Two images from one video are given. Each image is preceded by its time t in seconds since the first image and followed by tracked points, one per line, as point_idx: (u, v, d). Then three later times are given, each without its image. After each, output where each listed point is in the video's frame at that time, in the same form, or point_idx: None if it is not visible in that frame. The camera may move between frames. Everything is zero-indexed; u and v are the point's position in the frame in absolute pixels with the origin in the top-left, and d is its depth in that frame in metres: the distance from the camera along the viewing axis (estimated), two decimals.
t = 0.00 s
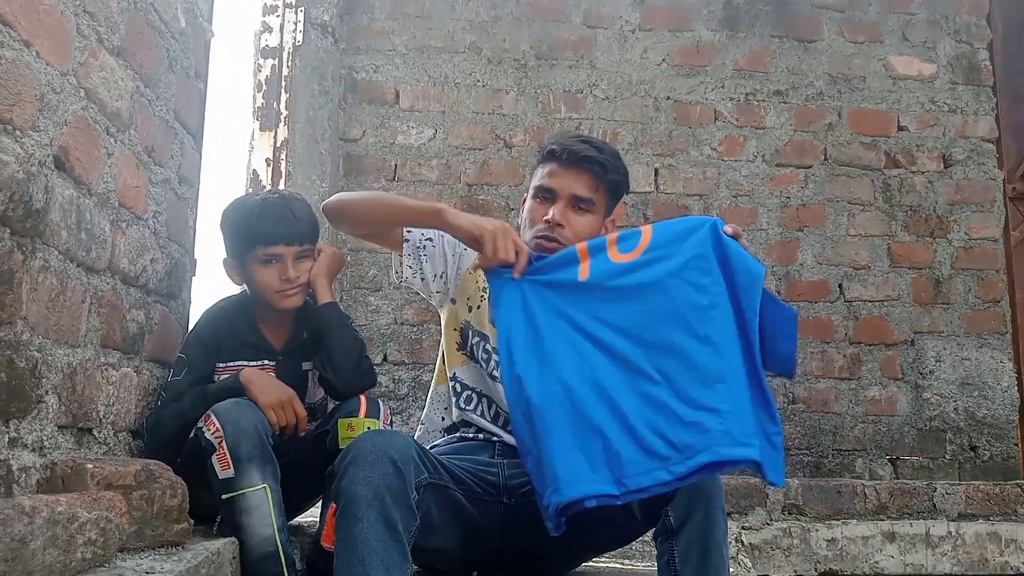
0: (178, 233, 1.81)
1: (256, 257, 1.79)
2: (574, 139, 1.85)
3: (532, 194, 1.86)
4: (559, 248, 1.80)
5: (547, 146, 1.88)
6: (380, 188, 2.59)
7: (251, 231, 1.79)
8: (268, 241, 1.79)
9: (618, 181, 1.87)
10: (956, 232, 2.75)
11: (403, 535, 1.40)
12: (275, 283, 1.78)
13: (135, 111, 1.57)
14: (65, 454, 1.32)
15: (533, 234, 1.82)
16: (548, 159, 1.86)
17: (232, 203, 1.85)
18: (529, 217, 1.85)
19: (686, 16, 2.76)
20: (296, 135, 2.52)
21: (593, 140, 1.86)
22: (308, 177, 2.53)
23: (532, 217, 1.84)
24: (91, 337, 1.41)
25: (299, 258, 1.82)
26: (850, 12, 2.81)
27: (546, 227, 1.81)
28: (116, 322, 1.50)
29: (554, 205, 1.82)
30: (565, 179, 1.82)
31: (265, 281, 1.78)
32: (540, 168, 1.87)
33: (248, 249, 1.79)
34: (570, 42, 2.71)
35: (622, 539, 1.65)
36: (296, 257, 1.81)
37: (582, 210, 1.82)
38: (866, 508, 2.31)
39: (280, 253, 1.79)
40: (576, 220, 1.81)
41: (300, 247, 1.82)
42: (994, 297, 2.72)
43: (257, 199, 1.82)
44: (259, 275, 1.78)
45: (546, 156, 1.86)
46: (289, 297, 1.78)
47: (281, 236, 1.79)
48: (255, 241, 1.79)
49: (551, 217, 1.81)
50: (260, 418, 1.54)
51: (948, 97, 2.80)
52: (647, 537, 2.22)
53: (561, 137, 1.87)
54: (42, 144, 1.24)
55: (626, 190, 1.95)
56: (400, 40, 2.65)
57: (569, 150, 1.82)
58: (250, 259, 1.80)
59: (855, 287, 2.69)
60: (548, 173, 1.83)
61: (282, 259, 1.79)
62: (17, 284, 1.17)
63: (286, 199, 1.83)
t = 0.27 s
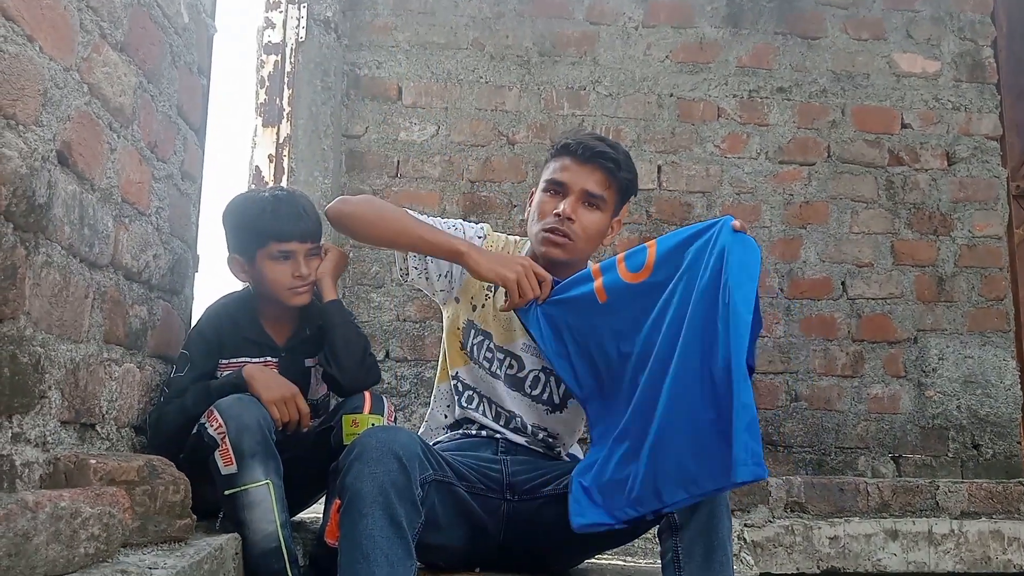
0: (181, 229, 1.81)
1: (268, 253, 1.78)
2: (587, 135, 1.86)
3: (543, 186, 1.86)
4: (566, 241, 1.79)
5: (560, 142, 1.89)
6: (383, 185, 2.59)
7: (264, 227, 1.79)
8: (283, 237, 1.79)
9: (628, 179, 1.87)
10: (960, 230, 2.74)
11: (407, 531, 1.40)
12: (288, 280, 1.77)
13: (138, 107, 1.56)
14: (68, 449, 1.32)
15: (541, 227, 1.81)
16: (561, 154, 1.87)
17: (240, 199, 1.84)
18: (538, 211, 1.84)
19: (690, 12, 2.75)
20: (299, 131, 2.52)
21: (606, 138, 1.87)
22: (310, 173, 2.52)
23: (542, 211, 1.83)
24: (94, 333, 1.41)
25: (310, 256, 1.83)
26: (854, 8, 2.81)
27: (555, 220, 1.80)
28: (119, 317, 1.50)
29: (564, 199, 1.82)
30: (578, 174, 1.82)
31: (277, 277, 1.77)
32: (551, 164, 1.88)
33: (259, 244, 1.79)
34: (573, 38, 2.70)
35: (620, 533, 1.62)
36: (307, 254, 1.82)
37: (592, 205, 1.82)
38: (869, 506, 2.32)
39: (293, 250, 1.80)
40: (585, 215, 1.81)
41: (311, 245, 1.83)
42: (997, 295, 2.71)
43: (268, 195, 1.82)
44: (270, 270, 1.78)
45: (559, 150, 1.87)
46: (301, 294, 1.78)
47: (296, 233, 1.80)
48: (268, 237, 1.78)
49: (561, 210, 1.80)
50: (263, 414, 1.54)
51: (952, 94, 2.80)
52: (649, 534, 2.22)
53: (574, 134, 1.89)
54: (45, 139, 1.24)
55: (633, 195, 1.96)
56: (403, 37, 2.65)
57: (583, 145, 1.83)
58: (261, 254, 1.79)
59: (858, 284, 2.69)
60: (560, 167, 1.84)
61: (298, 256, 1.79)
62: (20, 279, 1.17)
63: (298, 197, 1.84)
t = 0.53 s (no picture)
0: (183, 226, 1.81)
1: (281, 252, 1.77)
2: (613, 145, 1.86)
3: (563, 190, 1.83)
4: (583, 251, 1.79)
5: (581, 144, 1.87)
6: (385, 183, 2.59)
7: (278, 227, 1.78)
8: (297, 236, 1.78)
9: (644, 195, 1.89)
10: (962, 228, 2.74)
11: (408, 528, 1.40)
12: (300, 280, 1.76)
13: (141, 104, 1.57)
14: (71, 446, 1.33)
15: (562, 234, 1.80)
16: (585, 159, 1.85)
17: (254, 198, 1.84)
18: (557, 213, 1.82)
19: (693, 10, 2.75)
20: (301, 129, 2.52)
21: (629, 149, 1.87)
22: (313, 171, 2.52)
23: (562, 216, 1.81)
24: (96, 329, 1.41)
25: (323, 255, 1.81)
26: (857, 7, 2.80)
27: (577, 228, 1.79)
28: (122, 314, 1.50)
29: (587, 207, 1.81)
30: (603, 184, 1.81)
31: (289, 276, 1.76)
32: (572, 166, 1.85)
33: (272, 244, 1.78)
34: (576, 36, 2.70)
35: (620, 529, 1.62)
36: (320, 253, 1.80)
37: (613, 220, 1.82)
38: (870, 505, 2.32)
39: (306, 250, 1.78)
40: (606, 227, 1.82)
41: (323, 244, 1.82)
42: (1000, 294, 2.71)
43: (277, 196, 1.82)
44: (282, 269, 1.76)
45: (581, 155, 1.85)
46: (312, 294, 1.77)
47: (308, 233, 1.79)
48: (281, 237, 1.78)
49: (586, 219, 1.79)
50: (265, 411, 1.54)
51: (955, 93, 2.79)
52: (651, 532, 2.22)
53: (597, 140, 1.87)
54: (48, 135, 1.24)
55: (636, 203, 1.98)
56: (405, 34, 2.65)
57: (612, 156, 1.83)
58: (274, 253, 1.78)
59: (861, 283, 2.69)
60: (586, 174, 1.82)
61: (310, 256, 1.78)
62: (22, 275, 1.17)
63: (307, 197, 1.84)
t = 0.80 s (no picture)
0: (182, 224, 1.80)
1: (277, 250, 1.81)
2: (615, 145, 1.86)
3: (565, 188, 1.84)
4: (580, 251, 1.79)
5: (585, 144, 1.88)
6: (384, 181, 2.59)
7: (274, 225, 1.82)
8: (293, 234, 1.82)
9: (645, 197, 1.90)
10: (961, 228, 2.74)
11: (407, 526, 1.40)
12: (297, 277, 1.79)
13: (140, 101, 1.56)
14: (69, 443, 1.32)
15: (560, 231, 1.80)
16: (588, 158, 1.86)
17: (250, 197, 1.87)
18: (557, 212, 1.83)
19: (692, 10, 2.75)
20: (300, 127, 2.52)
21: (631, 150, 1.88)
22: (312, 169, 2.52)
23: (561, 213, 1.82)
24: (95, 327, 1.41)
25: (318, 253, 1.85)
26: (857, 6, 2.80)
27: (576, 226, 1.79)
28: (120, 311, 1.50)
29: (587, 205, 1.81)
30: (604, 183, 1.81)
31: (284, 273, 1.79)
32: (574, 165, 1.86)
33: (269, 241, 1.81)
34: (575, 35, 2.70)
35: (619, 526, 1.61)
36: (315, 251, 1.84)
37: (612, 218, 1.82)
38: (869, 504, 2.32)
39: (302, 247, 1.82)
40: (605, 227, 1.81)
41: (318, 242, 1.86)
42: (998, 294, 2.71)
43: (271, 195, 1.86)
44: (278, 266, 1.79)
45: (584, 154, 1.86)
46: (310, 291, 1.80)
47: (304, 231, 1.83)
48: (277, 235, 1.81)
49: (584, 217, 1.79)
50: (263, 409, 1.54)
51: (954, 93, 2.79)
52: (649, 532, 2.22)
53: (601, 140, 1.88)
54: (47, 133, 1.24)
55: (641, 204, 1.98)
56: (404, 33, 2.65)
57: (613, 155, 1.83)
58: (270, 251, 1.81)
59: (859, 283, 2.69)
60: (586, 172, 1.83)
61: (306, 253, 1.82)
62: (21, 272, 1.17)
63: (301, 197, 1.88)
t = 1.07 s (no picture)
0: (180, 225, 1.80)
1: (273, 250, 1.80)
2: (604, 143, 1.86)
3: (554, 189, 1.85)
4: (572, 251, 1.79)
5: (575, 144, 1.89)
6: (383, 182, 2.59)
7: (270, 225, 1.81)
8: (288, 234, 1.81)
9: (638, 195, 1.89)
10: (960, 228, 2.74)
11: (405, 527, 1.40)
12: (293, 278, 1.79)
13: (138, 102, 1.56)
14: (67, 445, 1.32)
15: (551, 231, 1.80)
16: (577, 158, 1.86)
17: (245, 197, 1.86)
18: (548, 214, 1.82)
19: (690, 10, 2.75)
20: (298, 128, 2.52)
21: (621, 148, 1.88)
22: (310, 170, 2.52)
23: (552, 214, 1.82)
24: (93, 328, 1.41)
25: (314, 252, 1.84)
26: (855, 6, 2.80)
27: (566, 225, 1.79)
28: (119, 313, 1.50)
29: (577, 205, 1.80)
30: (592, 181, 1.82)
31: (280, 274, 1.79)
32: (565, 166, 1.87)
33: (264, 242, 1.81)
34: (573, 36, 2.70)
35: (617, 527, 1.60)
36: (311, 251, 1.83)
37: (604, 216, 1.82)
38: (868, 504, 2.32)
39: (298, 247, 1.81)
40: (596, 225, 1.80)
41: (315, 242, 1.85)
42: (997, 293, 2.71)
43: (268, 194, 1.84)
44: (274, 267, 1.79)
45: (573, 154, 1.87)
46: (305, 292, 1.80)
47: (300, 231, 1.82)
48: (273, 236, 1.80)
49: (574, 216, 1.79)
50: (262, 410, 1.54)
51: (952, 92, 2.79)
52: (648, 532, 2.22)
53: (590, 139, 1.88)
54: (45, 134, 1.23)
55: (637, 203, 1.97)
56: (403, 33, 2.65)
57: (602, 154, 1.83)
58: (266, 252, 1.81)
59: (858, 283, 2.69)
60: (576, 172, 1.83)
61: (302, 254, 1.81)
62: (19, 274, 1.16)
63: (297, 195, 1.86)
